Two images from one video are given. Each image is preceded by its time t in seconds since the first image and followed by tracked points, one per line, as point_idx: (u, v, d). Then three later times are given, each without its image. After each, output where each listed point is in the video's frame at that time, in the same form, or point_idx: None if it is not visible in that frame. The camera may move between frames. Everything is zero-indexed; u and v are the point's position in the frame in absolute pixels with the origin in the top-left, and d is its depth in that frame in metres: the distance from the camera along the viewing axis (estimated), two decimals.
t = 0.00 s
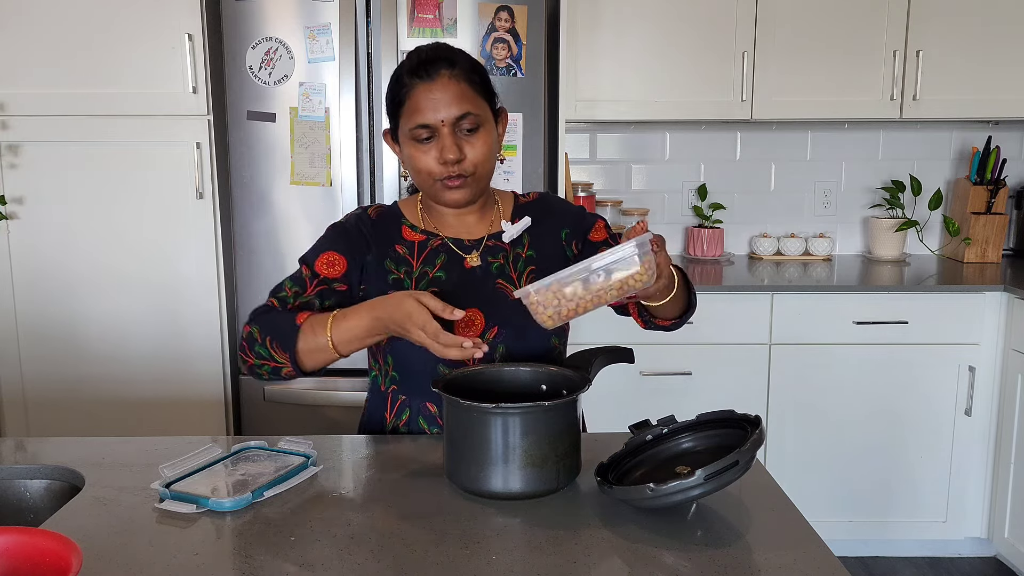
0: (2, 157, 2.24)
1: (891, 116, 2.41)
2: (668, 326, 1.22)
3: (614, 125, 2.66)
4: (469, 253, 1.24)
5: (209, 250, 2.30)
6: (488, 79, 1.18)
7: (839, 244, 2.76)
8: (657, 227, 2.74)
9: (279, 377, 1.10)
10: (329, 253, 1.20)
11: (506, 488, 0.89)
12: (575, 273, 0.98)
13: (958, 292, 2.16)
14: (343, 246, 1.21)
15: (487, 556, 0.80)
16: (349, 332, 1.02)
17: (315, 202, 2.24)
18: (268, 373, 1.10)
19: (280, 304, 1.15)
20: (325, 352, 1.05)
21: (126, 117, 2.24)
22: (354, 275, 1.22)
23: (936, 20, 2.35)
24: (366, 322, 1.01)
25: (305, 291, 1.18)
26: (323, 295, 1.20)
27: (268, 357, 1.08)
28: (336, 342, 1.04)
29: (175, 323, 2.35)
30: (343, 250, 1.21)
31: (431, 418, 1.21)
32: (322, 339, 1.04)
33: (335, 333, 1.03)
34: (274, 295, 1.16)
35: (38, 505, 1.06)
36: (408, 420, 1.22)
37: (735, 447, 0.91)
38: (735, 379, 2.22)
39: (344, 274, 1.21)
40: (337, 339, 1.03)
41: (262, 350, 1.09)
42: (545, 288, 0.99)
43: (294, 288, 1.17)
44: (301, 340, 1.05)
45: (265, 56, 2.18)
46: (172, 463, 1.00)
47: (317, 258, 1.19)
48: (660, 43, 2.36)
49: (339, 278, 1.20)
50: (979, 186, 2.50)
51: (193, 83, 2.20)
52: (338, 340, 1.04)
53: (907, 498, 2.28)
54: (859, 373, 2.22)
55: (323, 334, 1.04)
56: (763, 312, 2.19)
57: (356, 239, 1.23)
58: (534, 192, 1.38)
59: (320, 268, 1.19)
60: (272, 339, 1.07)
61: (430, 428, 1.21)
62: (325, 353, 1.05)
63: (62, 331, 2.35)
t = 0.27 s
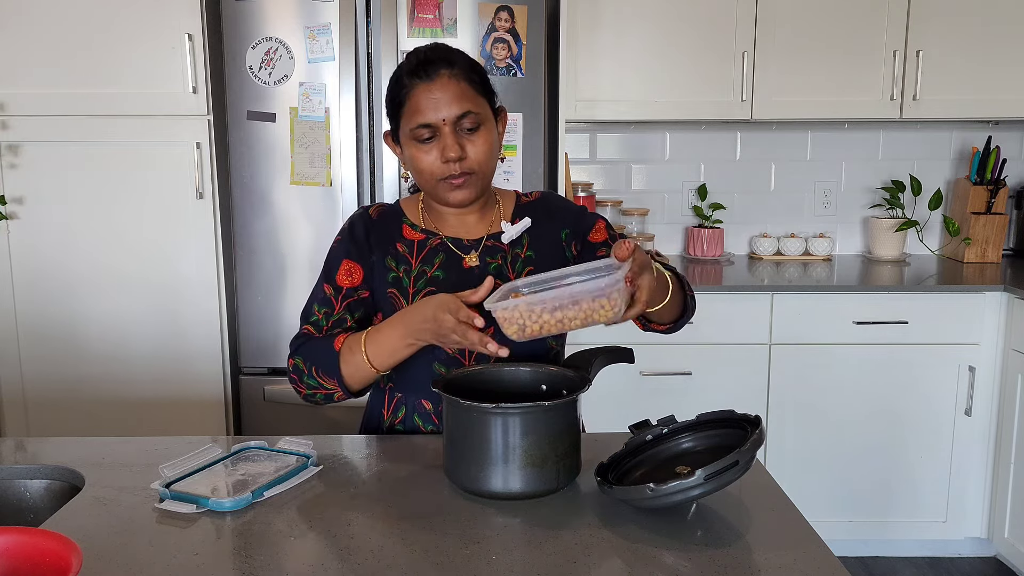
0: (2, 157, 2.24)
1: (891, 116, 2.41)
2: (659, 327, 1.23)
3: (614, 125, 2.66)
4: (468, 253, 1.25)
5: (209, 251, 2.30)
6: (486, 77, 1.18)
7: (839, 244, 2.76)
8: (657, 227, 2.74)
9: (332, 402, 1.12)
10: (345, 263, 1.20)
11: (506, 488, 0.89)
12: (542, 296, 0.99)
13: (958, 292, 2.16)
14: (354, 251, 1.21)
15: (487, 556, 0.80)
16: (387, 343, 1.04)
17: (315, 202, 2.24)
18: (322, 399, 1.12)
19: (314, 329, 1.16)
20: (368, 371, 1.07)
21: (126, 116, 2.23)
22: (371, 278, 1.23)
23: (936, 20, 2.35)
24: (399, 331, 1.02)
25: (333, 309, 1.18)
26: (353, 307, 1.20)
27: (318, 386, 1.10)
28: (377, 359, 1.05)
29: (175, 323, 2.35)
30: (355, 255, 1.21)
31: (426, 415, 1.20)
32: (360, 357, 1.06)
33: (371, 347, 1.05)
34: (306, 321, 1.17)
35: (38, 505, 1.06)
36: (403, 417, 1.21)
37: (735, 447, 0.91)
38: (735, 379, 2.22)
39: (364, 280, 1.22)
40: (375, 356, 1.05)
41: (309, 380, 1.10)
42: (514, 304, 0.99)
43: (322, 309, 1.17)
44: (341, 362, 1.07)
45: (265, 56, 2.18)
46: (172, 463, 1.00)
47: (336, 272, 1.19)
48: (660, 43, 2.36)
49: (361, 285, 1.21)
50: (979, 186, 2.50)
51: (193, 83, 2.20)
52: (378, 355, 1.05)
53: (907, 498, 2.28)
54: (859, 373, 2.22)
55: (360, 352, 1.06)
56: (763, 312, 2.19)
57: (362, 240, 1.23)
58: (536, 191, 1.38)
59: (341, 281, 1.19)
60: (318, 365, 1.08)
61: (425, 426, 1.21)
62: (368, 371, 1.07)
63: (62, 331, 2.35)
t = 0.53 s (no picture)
0: (2, 157, 2.24)
1: (891, 116, 2.41)
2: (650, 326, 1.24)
3: (614, 125, 2.66)
4: (471, 252, 1.24)
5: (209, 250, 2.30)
6: (491, 75, 1.18)
7: (839, 244, 2.75)
8: (657, 227, 2.74)
9: (319, 383, 1.10)
10: (350, 251, 1.20)
11: (506, 488, 0.89)
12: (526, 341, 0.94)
13: (958, 292, 2.16)
14: (360, 242, 1.22)
15: (487, 556, 0.80)
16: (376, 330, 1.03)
17: (315, 202, 2.24)
18: (309, 380, 1.11)
19: (311, 308, 1.14)
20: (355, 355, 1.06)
21: (126, 116, 2.24)
22: (374, 270, 1.23)
23: (936, 20, 2.35)
24: (389, 318, 1.01)
25: (332, 293, 1.17)
26: (353, 292, 1.20)
27: (304, 365, 1.09)
28: (365, 344, 1.05)
29: (176, 323, 2.35)
30: (361, 247, 1.21)
31: (429, 414, 1.20)
32: (350, 340, 1.05)
33: (362, 333, 1.04)
34: (304, 301, 1.15)
35: (38, 505, 1.06)
36: (406, 416, 1.21)
37: (735, 447, 0.91)
38: (735, 379, 2.22)
39: (367, 269, 1.22)
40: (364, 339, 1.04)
41: (297, 359, 1.09)
42: (506, 343, 0.94)
43: (322, 292, 1.17)
44: (333, 345, 1.06)
45: (265, 56, 2.18)
46: (172, 463, 1.00)
47: (339, 258, 1.20)
48: (660, 43, 2.36)
49: (362, 274, 1.21)
50: (979, 186, 2.50)
51: (193, 83, 2.20)
52: (367, 340, 1.04)
53: (907, 498, 2.28)
54: (859, 373, 2.22)
55: (350, 336, 1.04)
56: (763, 312, 2.19)
57: (367, 236, 1.23)
58: (535, 191, 1.37)
59: (342, 268, 1.19)
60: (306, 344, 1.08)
61: (427, 423, 1.20)
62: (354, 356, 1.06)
63: (62, 331, 2.35)
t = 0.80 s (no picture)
0: (2, 157, 2.24)
1: (891, 116, 2.41)
2: (635, 327, 1.25)
3: (614, 125, 2.66)
4: (470, 253, 1.24)
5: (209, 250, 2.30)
6: (497, 76, 1.19)
7: (839, 244, 2.75)
8: (657, 227, 2.74)
9: (318, 392, 1.11)
10: (347, 256, 1.19)
11: (506, 488, 0.89)
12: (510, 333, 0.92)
13: (958, 292, 2.16)
14: (357, 245, 1.21)
15: (487, 556, 0.80)
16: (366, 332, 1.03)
17: (315, 202, 2.24)
18: (308, 389, 1.12)
19: (308, 315, 1.14)
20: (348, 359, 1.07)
21: (126, 116, 2.23)
22: (372, 273, 1.22)
23: (936, 20, 2.35)
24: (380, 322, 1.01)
25: (330, 299, 1.17)
26: (350, 297, 1.19)
27: (301, 373, 1.10)
28: (356, 350, 1.05)
29: (176, 323, 2.35)
30: (358, 251, 1.20)
31: (431, 419, 1.20)
32: (342, 345, 1.05)
33: (353, 336, 1.04)
34: (301, 309, 1.15)
35: (38, 505, 1.06)
36: (408, 422, 1.21)
37: (735, 447, 0.91)
38: (735, 379, 2.22)
39: (365, 273, 1.21)
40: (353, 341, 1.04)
41: (295, 366, 1.10)
42: (491, 335, 0.91)
43: (319, 299, 1.16)
44: (326, 349, 1.07)
45: (265, 56, 2.18)
46: (172, 463, 1.00)
47: (336, 263, 1.19)
48: (660, 43, 2.36)
49: (361, 278, 1.20)
50: (979, 186, 2.50)
51: (193, 83, 2.20)
52: (358, 343, 1.04)
53: (907, 498, 2.28)
54: (859, 373, 2.22)
55: (341, 340, 1.05)
56: (763, 312, 2.19)
57: (364, 241, 1.22)
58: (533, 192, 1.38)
59: (338, 272, 1.18)
60: (305, 354, 1.08)
61: (430, 430, 1.20)
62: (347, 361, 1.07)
63: (62, 331, 2.35)
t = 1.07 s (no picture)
0: (2, 157, 2.24)
1: (891, 116, 2.41)
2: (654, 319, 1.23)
3: (614, 125, 2.66)
4: (467, 258, 1.24)
5: (208, 250, 2.30)
6: (491, 78, 1.15)
7: (839, 244, 2.75)
8: (657, 227, 2.74)
9: (298, 384, 1.08)
10: (339, 255, 1.19)
11: (506, 488, 0.89)
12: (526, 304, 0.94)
13: (958, 292, 2.16)
14: (349, 246, 1.20)
15: (486, 556, 0.80)
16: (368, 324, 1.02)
17: (315, 202, 2.24)
18: (288, 380, 1.08)
19: (292, 309, 1.13)
20: (341, 351, 1.04)
21: (126, 116, 2.24)
22: (364, 275, 1.21)
23: (936, 20, 2.35)
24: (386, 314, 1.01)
25: (315, 297, 1.16)
26: (337, 297, 1.18)
27: (287, 363, 1.07)
28: (353, 343, 1.03)
29: (175, 323, 2.35)
30: (350, 251, 1.20)
31: (428, 424, 1.21)
32: (339, 336, 1.04)
33: (354, 328, 1.03)
34: (285, 302, 1.14)
35: (38, 505, 1.06)
36: (404, 426, 1.22)
37: (735, 447, 0.91)
38: (735, 379, 2.22)
39: (355, 275, 1.20)
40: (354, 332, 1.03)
41: (278, 355, 1.07)
42: (504, 310, 0.93)
43: (305, 293, 1.15)
44: (320, 341, 1.04)
45: (265, 56, 2.18)
46: (172, 463, 1.00)
47: (326, 260, 1.18)
48: (660, 44, 2.36)
49: (350, 279, 1.19)
50: (979, 186, 2.50)
51: (193, 83, 2.20)
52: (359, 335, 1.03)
53: (907, 498, 2.28)
54: (859, 373, 2.22)
55: (340, 332, 1.03)
56: (763, 312, 2.19)
57: (359, 242, 1.21)
58: (531, 191, 1.37)
59: (327, 270, 1.17)
60: (292, 343, 1.06)
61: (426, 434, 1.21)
62: (340, 353, 1.04)
63: (61, 331, 2.35)
